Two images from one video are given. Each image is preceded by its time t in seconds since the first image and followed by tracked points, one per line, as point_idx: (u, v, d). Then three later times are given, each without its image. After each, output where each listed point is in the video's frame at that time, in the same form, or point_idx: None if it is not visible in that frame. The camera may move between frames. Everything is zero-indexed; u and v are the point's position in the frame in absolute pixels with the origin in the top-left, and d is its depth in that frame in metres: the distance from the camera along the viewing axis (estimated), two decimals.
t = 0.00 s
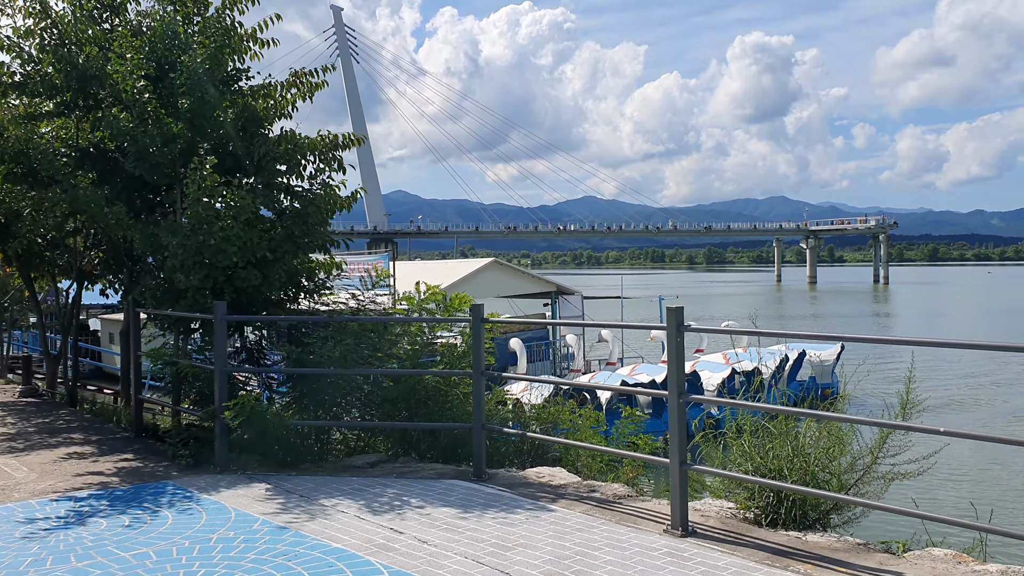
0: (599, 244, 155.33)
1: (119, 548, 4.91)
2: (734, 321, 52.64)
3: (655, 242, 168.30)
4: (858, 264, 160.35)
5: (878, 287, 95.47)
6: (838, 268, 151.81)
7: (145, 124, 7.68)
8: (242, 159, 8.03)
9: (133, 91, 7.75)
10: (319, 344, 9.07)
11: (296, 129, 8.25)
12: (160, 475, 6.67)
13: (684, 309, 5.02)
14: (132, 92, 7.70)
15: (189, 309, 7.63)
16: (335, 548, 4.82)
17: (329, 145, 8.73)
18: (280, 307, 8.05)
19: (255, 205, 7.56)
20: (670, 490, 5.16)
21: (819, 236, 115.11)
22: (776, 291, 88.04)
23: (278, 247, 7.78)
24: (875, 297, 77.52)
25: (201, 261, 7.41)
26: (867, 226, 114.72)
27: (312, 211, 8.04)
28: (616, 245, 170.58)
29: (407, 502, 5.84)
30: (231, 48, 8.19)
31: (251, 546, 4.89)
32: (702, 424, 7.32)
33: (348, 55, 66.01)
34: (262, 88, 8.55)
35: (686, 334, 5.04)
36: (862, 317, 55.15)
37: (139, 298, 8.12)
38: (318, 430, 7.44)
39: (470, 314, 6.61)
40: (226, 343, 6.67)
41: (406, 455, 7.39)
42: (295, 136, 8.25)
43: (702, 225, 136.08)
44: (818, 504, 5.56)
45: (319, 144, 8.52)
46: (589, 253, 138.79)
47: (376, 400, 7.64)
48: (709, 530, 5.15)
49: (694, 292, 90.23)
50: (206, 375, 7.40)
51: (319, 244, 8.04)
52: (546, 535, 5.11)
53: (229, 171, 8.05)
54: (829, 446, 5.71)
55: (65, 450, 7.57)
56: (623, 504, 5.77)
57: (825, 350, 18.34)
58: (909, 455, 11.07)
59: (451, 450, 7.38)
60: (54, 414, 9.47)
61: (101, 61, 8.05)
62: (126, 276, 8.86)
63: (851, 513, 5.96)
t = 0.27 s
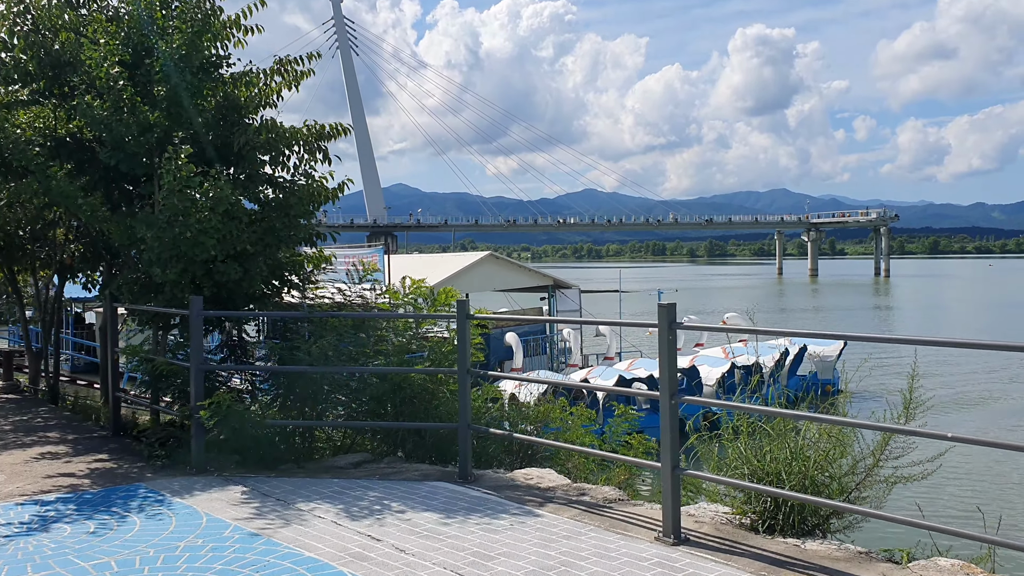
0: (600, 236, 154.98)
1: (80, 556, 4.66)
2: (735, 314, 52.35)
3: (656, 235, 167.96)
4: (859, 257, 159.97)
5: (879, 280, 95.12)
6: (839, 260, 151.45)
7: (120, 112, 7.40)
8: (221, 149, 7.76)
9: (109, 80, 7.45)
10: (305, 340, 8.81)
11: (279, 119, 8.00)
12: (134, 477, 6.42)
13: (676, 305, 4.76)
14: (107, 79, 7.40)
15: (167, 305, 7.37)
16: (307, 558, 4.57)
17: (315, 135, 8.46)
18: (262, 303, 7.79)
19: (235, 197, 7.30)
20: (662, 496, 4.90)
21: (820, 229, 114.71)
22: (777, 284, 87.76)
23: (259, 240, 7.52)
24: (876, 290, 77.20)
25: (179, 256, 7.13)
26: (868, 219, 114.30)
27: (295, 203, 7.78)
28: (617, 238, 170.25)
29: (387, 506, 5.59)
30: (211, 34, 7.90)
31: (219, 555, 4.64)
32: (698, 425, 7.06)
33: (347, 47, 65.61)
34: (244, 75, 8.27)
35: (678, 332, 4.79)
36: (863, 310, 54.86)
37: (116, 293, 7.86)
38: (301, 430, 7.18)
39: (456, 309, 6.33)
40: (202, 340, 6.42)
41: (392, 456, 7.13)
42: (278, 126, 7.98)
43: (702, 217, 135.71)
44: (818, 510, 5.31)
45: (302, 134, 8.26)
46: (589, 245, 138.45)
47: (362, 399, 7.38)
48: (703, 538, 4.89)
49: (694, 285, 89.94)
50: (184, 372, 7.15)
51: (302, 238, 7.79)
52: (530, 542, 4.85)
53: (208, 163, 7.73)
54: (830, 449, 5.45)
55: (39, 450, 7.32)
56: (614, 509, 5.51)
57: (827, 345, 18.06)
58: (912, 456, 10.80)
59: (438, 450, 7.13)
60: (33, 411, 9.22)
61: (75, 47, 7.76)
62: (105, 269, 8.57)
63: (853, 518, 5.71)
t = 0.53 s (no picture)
0: (598, 231, 154.65)
1: (28, 566, 4.37)
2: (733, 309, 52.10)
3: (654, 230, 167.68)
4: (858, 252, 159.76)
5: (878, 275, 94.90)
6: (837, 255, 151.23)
7: (88, 97, 7.12)
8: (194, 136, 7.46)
9: (76, 63, 7.16)
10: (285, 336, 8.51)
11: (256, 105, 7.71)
12: (99, 479, 6.13)
13: (664, 298, 4.47)
14: (74, 62, 7.14)
15: (137, 298, 7.09)
16: (270, 568, 4.27)
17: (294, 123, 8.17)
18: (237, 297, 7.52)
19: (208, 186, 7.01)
20: (650, 500, 4.61)
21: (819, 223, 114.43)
22: (775, 278, 87.62)
23: (233, 231, 7.25)
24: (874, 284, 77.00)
25: (149, 247, 6.85)
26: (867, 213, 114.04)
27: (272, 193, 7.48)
28: (615, 232, 169.97)
29: (361, 510, 5.29)
30: (184, 17, 7.62)
31: (177, 564, 4.35)
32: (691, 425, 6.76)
33: (343, 40, 65.22)
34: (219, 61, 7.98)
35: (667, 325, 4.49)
36: (862, 305, 54.60)
37: (85, 286, 7.57)
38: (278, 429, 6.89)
39: (437, 304, 6.02)
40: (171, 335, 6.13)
41: (372, 456, 6.84)
42: (254, 113, 7.69)
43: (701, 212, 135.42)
44: (815, 515, 5.01)
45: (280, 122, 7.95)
46: (588, 240, 138.14)
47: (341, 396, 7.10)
48: (693, 546, 4.60)
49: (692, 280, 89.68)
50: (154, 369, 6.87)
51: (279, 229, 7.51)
52: (510, 550, 4.56)
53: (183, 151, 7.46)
54: (828, 450, 5.16)
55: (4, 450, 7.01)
56: (600, 513, 5.22)
57: (825, 341, 17.77)
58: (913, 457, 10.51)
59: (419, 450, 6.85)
60: (4, 409, 8.91)
61: (42, 29, 7.47)
62: (77, 263, 8.26)
63: (852, 523, 5.42)
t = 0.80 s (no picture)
0: (596, 220, 154.28)
1: None
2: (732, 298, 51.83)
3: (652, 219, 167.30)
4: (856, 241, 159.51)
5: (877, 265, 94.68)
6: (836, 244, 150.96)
7: (51, 84, 6.81)
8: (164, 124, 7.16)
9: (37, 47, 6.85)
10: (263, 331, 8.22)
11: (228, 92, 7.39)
12: (60, 483, 5.85)
13: (648, 294, 4.19)
14: (35, 46, 6.82)
15: (103, 293, 6.80)
16: None
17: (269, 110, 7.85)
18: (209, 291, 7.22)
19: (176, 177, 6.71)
20: (633, 509, 4.33)
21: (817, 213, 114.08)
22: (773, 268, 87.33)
23: (204, 224, 6.95)
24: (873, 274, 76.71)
25: (114, 240, 6.55)
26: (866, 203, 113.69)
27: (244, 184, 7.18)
28: (613, 221, 169.54)
29: (331, 518, 5.01)
30: None
31: None
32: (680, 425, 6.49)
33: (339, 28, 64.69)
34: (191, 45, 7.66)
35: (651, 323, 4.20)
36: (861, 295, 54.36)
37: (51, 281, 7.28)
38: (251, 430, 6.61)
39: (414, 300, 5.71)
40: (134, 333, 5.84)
41: (348, 458, 6.57)
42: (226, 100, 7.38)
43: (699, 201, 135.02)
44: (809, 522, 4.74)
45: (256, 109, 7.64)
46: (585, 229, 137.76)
47: (317, 395, 6.81)
48: (678, 557, 4.33)
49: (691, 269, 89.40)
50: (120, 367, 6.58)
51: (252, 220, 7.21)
52: (484, 563, 4.29)
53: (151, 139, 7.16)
54: (823, 453, 4.88)
55: None
56: (582, 520, 4.94)
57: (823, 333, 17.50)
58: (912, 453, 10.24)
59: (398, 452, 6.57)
60: None
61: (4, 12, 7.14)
62: (45, 255, 7.95)
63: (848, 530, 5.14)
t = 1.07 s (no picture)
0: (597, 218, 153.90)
1: None
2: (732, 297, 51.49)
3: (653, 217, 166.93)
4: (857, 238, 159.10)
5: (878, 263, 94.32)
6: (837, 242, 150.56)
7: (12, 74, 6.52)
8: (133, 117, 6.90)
9: None
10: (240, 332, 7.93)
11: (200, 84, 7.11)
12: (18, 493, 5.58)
13: (626, 293, 3.91)
14: None
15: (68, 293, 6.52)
16: None
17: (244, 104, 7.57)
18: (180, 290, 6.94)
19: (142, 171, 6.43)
20: (613, 524, 4.05)
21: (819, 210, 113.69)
22: (775, 266, 86.89)
23: (173, 220, 6.67)
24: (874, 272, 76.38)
25: (77, 238, 6.27)
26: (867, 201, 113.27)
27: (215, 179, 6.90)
28: (614, 219, 169.15)
29: (295, 531, 4.73)
30: None
31: None
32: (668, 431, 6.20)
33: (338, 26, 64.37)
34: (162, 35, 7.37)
35: (630, 325, 3.92)
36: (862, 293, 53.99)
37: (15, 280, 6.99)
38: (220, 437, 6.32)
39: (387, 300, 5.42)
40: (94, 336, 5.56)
41: (322, 465, 6.29)
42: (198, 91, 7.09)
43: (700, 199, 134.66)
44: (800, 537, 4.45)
45: (230, 102, 7.36)
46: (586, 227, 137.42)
47: (291, 400, 6.53)
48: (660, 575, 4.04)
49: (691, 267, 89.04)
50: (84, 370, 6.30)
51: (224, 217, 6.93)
52: None
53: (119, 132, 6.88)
54: (816, 463, 4.60)
55: None
56: (562, 534, 4.66)
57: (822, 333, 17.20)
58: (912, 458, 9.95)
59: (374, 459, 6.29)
60: None
61: None
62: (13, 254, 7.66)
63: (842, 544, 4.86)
